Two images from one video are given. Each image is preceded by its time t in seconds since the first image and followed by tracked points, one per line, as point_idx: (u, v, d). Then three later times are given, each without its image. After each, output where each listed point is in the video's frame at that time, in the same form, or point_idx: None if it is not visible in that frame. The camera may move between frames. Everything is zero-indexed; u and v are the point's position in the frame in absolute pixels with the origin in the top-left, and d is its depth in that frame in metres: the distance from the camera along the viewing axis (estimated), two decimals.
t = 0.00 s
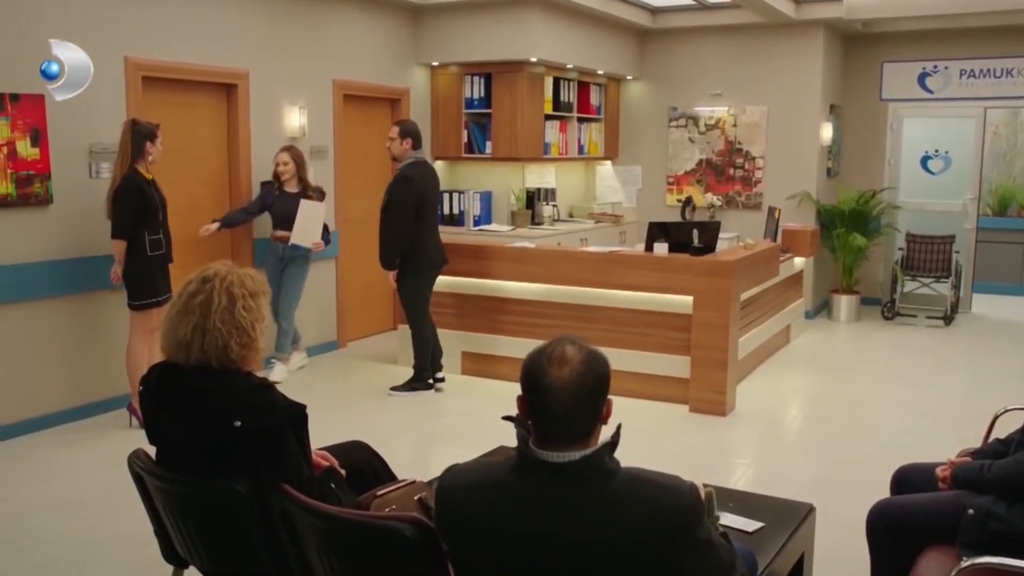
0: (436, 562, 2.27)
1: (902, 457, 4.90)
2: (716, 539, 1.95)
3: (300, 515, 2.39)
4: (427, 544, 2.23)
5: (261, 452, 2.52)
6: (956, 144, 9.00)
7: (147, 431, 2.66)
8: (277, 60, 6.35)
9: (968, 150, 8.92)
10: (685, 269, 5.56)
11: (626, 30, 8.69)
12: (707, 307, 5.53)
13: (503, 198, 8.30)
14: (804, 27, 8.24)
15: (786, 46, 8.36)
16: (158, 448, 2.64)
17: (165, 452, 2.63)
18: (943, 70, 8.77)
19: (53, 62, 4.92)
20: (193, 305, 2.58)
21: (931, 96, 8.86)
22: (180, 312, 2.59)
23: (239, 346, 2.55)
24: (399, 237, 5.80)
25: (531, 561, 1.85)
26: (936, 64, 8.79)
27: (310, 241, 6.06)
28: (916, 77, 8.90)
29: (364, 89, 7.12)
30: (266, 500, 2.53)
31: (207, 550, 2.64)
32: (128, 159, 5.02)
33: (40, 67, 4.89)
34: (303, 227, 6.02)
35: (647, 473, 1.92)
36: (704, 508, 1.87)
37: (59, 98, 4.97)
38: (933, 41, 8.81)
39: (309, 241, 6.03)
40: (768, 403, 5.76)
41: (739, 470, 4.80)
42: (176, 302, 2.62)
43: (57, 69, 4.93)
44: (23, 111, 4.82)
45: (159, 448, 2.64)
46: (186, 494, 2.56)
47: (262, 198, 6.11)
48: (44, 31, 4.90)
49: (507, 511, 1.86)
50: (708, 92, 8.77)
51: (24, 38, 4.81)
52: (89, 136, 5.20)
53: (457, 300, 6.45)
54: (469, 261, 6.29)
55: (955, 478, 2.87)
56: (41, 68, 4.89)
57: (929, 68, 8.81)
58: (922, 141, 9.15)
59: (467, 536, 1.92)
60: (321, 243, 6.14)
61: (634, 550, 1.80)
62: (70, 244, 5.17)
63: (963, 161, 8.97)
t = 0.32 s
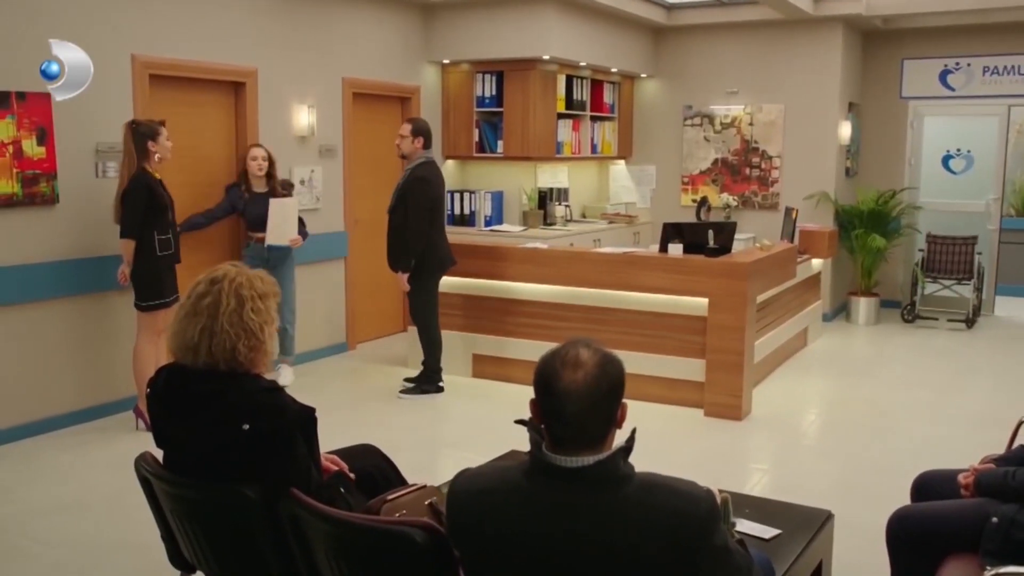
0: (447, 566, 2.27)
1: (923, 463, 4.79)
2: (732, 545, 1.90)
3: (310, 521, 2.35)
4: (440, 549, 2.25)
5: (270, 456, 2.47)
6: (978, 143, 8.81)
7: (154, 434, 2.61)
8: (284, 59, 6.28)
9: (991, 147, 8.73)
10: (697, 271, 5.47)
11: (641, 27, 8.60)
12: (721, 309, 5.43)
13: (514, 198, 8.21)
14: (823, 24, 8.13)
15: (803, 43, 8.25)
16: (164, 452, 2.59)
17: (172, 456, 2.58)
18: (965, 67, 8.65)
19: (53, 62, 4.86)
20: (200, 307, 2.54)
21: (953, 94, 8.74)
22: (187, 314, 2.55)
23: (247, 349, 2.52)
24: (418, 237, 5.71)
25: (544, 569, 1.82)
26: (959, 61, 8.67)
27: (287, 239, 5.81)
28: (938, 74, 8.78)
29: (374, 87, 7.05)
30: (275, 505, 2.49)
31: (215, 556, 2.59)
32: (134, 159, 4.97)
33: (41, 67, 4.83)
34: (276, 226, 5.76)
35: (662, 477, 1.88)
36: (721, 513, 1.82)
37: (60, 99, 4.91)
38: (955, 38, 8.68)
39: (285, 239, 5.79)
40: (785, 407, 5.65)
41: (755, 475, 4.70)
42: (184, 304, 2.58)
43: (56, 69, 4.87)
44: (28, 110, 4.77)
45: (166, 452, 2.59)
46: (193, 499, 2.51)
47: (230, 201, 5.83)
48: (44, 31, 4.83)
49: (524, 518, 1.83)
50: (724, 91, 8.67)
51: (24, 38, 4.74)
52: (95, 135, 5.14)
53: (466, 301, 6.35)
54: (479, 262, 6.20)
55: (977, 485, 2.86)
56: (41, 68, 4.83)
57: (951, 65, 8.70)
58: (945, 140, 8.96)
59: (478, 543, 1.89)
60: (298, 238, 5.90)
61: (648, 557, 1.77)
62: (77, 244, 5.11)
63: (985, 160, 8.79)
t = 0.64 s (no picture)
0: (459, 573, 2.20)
1: (944, 467, 4.68)
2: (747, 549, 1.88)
3: (318, 525, 2.30)
4: (451, 554, 2.17)
5: (278, 459, 2.41)
6: (1001, 140, 8.64)
7: (162, 435, 2.55)
8: (291, 58, 6.20)
9: (1015, 146, 8.59)
10: (714, 271, 5.36)
11: (654, 23, 8.51)
12: (737, 310, 5.33)
13: (525, 197, 8.15)
14: (841, 19, 8.01)
15: (821, 40, 8.14)
16: (173, 453, 2.53)
17: (180, 457, 2.51)
18: (987, 63, 8.50)
19: (53, 62, 4.78)
20: (208, 307, 2.46)
21: (976, 90, 8.61)
22: (195, 314, 2.47)
23: (255, 350, 2.44)
24: (434, 236, 5.64)
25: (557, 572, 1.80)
26: (981, 57, 8.53)
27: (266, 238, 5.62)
28: (959, 70, 8.66)
29: (383, 85, 6.97)
30: (283, 510, 2.44)
31: (223, 560, 2.52)
32: (139, 158, 4.91)
33: (40, 67, 4.75)
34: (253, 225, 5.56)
35: (679, 482, 1.86)
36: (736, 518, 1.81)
37: (59, 98, 4.82)
38: (977, 33, 8.55)
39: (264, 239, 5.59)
40: (802, 410, 5.55)
41: (772, 480, 4.59)
42: (191, 304, 2.50)
43: (56, 69, 4.79)
44: (33, 108, 4.72)
45: (173, 453, 2.54)
46: (200, 502, 2.45)
47: (211, 207, 5.63)
48: (45, 30, 4.75)
49: (542, 520, 1.81)
50: (739, 88, 8.57)
51: (22, 38, 4.66)
52: (101, 133, 5.07)
53: (476, 302, 6.26)
54: (489, 262, 6.11)
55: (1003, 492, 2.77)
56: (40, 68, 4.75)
57: (973, 61, 8.57)
58: (966, 137, 8.80)
59: (491, 548, 1.87)
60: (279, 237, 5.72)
61: (663, 563, 1.75)
62: (82, 244, 5.05)
63: (1009, 159, 8.62)
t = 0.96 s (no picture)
0: None
1: (966, 472, 4.58)
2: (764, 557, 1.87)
3: (329, 529, 2.24)
4: (459, 559, 2.15)
5: (285, 463, 2.36)
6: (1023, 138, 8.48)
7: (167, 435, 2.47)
8: (297, 57, 6.12)
9: None
10: (729, 272, 5.26)
11: (668, 19, 8.43)
12: (751, 312, 5.24)
13: (537, 197, 8.06)
14: (860, 15, 7.90)
15: (838, 36, 8.03)
16: (178, 455, 2.46)
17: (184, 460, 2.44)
18: (1010, 59, 8.37)
19: (53, 62, 4.69)
20: (216, 308, 2.42)
21: (997, 88, 8.48)
22: (203, 315, 2.43)
23: (262, 352, 2.40)
24: (441, 234, 5.58)
25: None
26: (1004, 53, 8.39)
27: (246, 232, 5.55)
28: (980, 66, 8.53)
29: (393, 82, 6.90)
30: (291, 515, 2.37)
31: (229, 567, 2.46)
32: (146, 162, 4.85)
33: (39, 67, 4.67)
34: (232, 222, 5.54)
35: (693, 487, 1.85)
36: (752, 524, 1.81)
37: (60, 98, 4.73)
38: (997, 29, 8.42)
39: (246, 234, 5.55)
40: (819, 414, 5.44)
41: (788, 485, 4.50)
42: (200, 304, 2.46)
43: (56, 70, 4.70)
44: (39, 105, 4.67)
45: (179, 457, 2.46)
46: (205, 508, 2.37)
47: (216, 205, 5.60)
48: (48, 27, 4.69)
49: (551, 526, 1.80)
50: (755, 86, 8.47)
51: (24, 35, 4.60)
52: (107, 131, 5.02)
53: (486, 303, 6.16)
54: (498, 263, 6.02)
55: None
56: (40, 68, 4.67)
57: (995, 57, 8.43)
58: (988, 135, 8.67)
59: (497, 554, 1.86)
60: (263, 233, 5.60)
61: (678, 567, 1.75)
62: (88, 243, 4.99)
63: None
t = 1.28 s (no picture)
0: None
1: (990, 478, 4.47)
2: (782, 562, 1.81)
3: (335, 533, 2.17)
4: (469, 566, 2.06)
5: (294, 467, 2.31)
6: None
7: (175, 441, 2.44)
8: (304, 55, 6.05)
9: None
10: (745, 272, 5.16)
11: (682, 15, 8.33)
12: (767, 314, 5.14)
13: (548, 195, 7.98)
14: (879, 10, 7.78)
15: (856, 31, 7.91)
16: (185, 461, 2.41)
17: (191, 465, 2.39)
18: None
19: (53, 62, 4.57)
20: (223, 309, 2.37)
21: (1019, 84, 8.33)
22: (210, 315, 2.38)
23: (269, 355, 2.35)
24: (439, 231, 5.55)
25: None
26: None
27: (247, 236, 5.48)
28: (1003, 62, 8.39)
29: (402, 79, 6.82)
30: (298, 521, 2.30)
31: None
32: (152, 157, 4.81)
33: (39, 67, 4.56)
34: (233, 224, 5.46)
35: (711, 489, 1.79)
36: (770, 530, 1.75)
37: (59, 98, 4.62)
38: (1019, 25, 8.29)
39: (248, 237, 5.47)
40: (836, 418, 5.34)
41: (805, 490, 4.40)
42: (207, 305, 2.41)
43: (56, 70, 4.58)
44: (44, 102, 4.62)
45: (185, 459, 2.42)
46: (211, 514, 2.31)
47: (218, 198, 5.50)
48: (50, 23, 4.62)
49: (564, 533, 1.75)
50: (771, 83, 8.36)
51: (26, 32, 4.53)
52: (112, 130, 4.95)
53: (496, 304, 6.06)
54: (508, 263, 5.93)
55: None
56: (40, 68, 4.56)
57: (1018, 53, 8.29)
58: (1009, 133, 8.54)
59: (508, 563, 1.81)
60: (264, 235, 5.52)
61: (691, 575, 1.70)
62: (93, 243, 4.93)
63: None
